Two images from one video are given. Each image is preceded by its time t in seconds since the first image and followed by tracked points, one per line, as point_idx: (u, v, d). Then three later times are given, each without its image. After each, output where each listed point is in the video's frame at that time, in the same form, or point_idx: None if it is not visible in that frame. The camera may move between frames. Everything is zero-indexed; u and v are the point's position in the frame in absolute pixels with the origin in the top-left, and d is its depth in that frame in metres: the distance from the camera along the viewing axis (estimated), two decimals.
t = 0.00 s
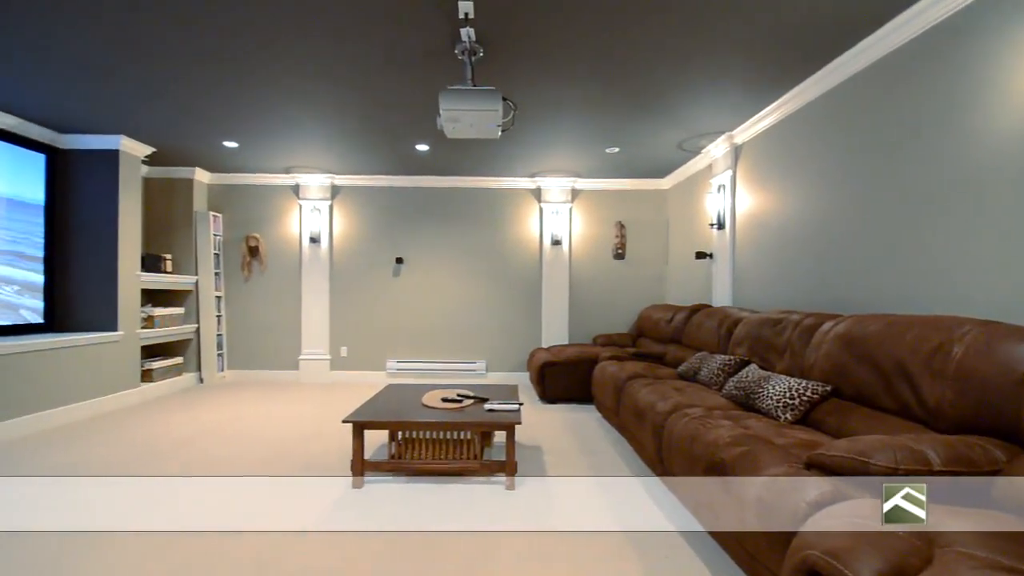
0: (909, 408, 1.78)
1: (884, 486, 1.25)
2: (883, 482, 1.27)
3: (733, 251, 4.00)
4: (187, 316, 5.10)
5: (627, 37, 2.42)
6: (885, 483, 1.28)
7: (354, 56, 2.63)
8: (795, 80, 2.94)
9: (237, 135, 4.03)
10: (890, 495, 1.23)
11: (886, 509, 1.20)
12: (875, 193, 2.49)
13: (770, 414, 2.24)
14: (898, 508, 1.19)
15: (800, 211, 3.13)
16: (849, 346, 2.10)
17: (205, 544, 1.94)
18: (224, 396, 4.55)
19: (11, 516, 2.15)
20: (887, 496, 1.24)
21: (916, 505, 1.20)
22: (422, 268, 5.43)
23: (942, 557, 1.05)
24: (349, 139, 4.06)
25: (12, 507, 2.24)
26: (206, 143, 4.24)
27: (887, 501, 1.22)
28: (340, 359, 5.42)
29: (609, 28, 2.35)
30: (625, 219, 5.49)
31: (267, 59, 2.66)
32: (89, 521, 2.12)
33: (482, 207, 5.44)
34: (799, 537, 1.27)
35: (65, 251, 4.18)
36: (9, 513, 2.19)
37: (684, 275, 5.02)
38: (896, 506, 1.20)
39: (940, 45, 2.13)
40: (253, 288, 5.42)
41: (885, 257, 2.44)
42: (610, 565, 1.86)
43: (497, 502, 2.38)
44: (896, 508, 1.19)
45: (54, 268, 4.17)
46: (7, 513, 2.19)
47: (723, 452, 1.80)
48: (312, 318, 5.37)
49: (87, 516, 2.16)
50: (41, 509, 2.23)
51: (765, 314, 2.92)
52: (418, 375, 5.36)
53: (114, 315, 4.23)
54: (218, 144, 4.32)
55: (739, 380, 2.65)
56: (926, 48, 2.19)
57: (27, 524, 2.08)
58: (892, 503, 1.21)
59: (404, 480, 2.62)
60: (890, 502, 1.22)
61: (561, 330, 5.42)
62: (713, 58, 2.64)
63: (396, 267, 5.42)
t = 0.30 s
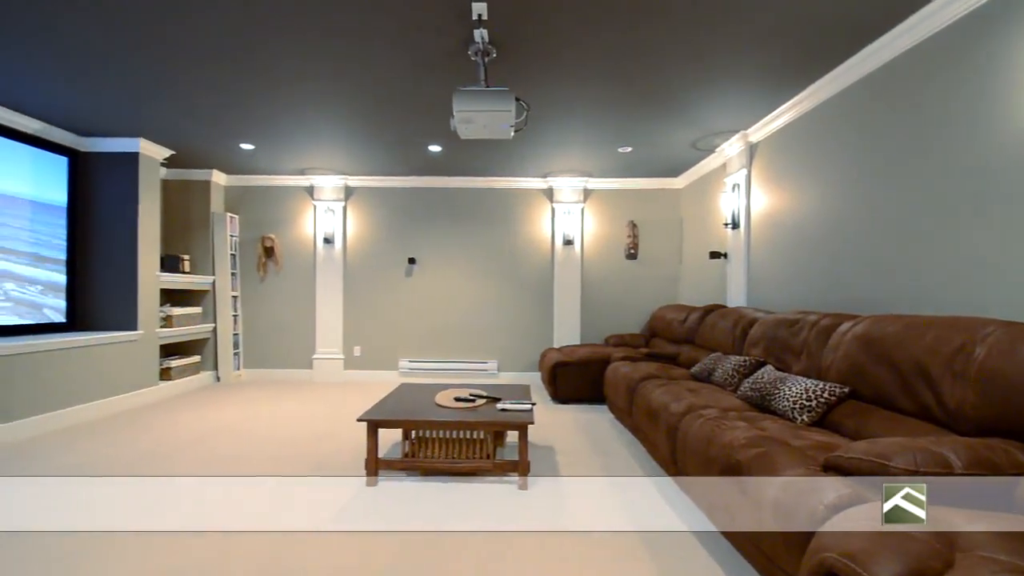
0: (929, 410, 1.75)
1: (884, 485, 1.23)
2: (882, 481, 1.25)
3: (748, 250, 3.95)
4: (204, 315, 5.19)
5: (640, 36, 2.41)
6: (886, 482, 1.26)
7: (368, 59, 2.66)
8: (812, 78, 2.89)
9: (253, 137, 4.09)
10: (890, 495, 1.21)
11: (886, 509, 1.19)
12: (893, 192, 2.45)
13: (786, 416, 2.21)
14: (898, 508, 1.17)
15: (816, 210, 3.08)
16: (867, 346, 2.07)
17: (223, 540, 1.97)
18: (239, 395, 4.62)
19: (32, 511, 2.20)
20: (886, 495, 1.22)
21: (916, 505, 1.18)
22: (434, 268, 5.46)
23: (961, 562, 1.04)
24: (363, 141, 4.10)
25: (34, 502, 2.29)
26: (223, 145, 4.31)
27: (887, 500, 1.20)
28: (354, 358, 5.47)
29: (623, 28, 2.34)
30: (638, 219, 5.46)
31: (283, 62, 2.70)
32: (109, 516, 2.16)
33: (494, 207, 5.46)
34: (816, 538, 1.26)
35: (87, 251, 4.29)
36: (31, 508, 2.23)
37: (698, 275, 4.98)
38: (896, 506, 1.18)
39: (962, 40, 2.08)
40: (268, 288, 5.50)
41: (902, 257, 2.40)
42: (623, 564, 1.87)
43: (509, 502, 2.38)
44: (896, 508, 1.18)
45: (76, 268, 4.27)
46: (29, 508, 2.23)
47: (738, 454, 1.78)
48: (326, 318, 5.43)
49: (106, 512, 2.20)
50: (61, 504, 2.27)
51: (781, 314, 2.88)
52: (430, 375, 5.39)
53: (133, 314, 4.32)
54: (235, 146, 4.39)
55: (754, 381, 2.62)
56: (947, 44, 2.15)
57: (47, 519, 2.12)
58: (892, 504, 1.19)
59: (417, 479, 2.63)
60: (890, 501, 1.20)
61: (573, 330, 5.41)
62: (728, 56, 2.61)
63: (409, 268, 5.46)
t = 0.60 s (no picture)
0: (949, 414, 1.71)
1: (884, 486, 1.24)
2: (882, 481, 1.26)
3: (762, 250, 3.91)
4: (220, 315, 5.27)
5: (653, 35, 2.40)
6: (887, 482, 1.26)
7: (381, 61, 2.68)
8: (827, 76, 2.85)
9: (267, 139, 4.13)
10: (891, 496, 1.22)
11: (887, 509, 1.21)
12: (909, 190, 2.41)
13: (801, 418, 2.19)
14: (897, 508, 1.19)
15: (830, 209, 3.04)
16: (884, 347, 2.03)
17: (239, 537, 2.00)
18: (253, 393, 4.69)
19: (53, 508, 2.24)
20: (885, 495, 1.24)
21: (916, 505, 1.18)
22: (445, 268, 5.48)
23: (981, 566, 1.02)
24: (375, 142, 4.13)
25: (54, 500, 2.33)
26: (238, 147, 4.38)
27: (888, 501, 1.22)
28: (366, 357, 5.52)
29: (636, 28, 2.34)
30: (649, 218, 5.43)
31: (298, 65, 2.73)
32: (127, 513, 2.20)
33: (505, 207, 5.46)
34: (834, 541, 1.26)
35: (106, 252, 4.38)
36: (52, 505, 2.28)
37: (711, 275, 4.94)
38: (896, 506, 1.20)
39: (982, 36, 2.03)
40: (282, 288, 5.57)
41: (918, 257, 2.36)
42: (634, 564, 1.86)
43: (522, 502, 2.38)
44: (895, 509, 1.19)
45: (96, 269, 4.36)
46: (50, 505, 2.28)
47: (753, 456, 1.77)
48: (339, 317, 5.49)
49: (125, 509, 2.24)
50: (81, 502, 2.31)
51: (795, 315, 2.84)
52: (442, 374, 5.42)
53: (151, 314, 4.40)
54: (250, 149, 4.46)
55: (768, 383, 2.60)
56: (966, 39, 2.10)
57: (68, 517, 2.16)
58: (893, 504, 1.21)
59: (430, 478, 2.65)
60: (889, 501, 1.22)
61: (584, 330, 5.40)
62: (741, 55, 2.59)
63: (420, 268, 5.49)
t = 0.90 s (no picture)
0: (970, 416, 1.68)
1: (883, 485, 1.27)
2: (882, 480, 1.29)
3: (776, 250, 3.87)
4: (235, 315, 5.35)
5: (665, 34, 2.39)
6: (886, 483, 1.29)
7: (394, 63, 2.70)
8: (843, 74, 2.81)
9: (280, 141, 4.17)
10: (891, 496, 1.24)
11: (887, 509, 1.24)
12: (927, 190, 2.36)
13: (816, 420, 2.16)
14: (897, 508, 1.22)
15: (846, 208, 3.00)
16: (902, 348, 2.00)
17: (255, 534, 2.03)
18: (267, 392, 4.76)
19: (72, 505, 2.28)
20: (887, 493, 1.26)
21: (916, 504, 1.19)
22: (456, 268, 5.50)
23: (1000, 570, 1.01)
24: (387, 143, 4.16)
25: (74, 497, 2.38)
26: (252, 149, 4.44)
27: (888, 501, 1.25)
28: (378, 357, 5.56)
29: (649, 28, 2.32)
30: (661, 218, 5.39)
31: (312, 67, 2.76)
32: (145, 511, 2.23)
33: (515, 208, 5.47)
34: (852, 541, 1.26)
35: (125, 252, 4.47)
36: (71, 502, 2.32)
37: (724, 275, 4.89)
38: (896, 506, 1.22)
39: (1004, 31, 1.99)
40: (296, 288, 5.63)
41: (936, 257, 2.31)
42: (647, 564, 1.86)
43: (532, 502, 2.38)
44: (895, 508, 1.22)
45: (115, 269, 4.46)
46: (70, 502, 2.32)
47: (767, 458, 1.75)
48: (352, 317, 5.54)
49: (143, 507, 2.28)
50: (99, 499, 2.35)
51: (811, 315, 2.80)
52: (453, 374, 5.44)
53: (168, 313, 4.48)
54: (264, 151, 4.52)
55: (783, 384, 2.57)
56: (987, 35, 2.05)
57: (88, 514, 2.20)
58: (893, 504, 1.23)
59: (441, 477, 2.66)
60: (889, 500, 1.24)
61: (595, 331, 5.38)
62: (755, 53, 2.56)
63: (431, 268, 5.52)
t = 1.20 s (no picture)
0: (992, 419, 1.64)
1: (883, 485, 1.31)
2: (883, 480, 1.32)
3: (791, 249, 3.82)
4: (250, 314, 5.43)
5: (678, 34, 2.37)
6: (887, 483, 1.33)
7: (406, 65, 2.72)
8: (860, 72, 2.76)
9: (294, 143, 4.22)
10: (891, 496, 1.29)
11: (888, 509, 1.29)
12: (947, 188, 2.32)
13: (833, 422, 2.13)
14: (896, 508, 1.26)
15: (862, 208, 2.95)
16: (920, 350, 1.96)
17: (271, 532, 2.07)
18: (281, 391, 4.82)
19: (92, 503, 2.33)
20: (888, 494, 1.29)
21: (915, 504, 1.22)
22: (467, 268, 5.52)
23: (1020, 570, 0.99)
24: (399, 144, 4.19)
25: (93, 495, 2.43)
26: (267, 151, 4.50)
27: (888, 501, 1.30)
28: (389, 356, 5.60)
29: (662, 28, 2.31)
30: (673, 217, 5.36)
31: (325, 70, 2.79)
32: (162, 509, 2.27)
33: (527, 208, 5.47)
34: (869, 547, 1.23)
35: (143, 253, 4.56)
36: (90, 500, 2.36)
37: (738, 275, 4.85)
38: (896, 506, 1.26)
39: None
40: (309, 288, 5.70)
41: (955, 256, 2.27)
42: (660, 564, 1.86)
43: (543, 502, 2.38)
44: (896, 508, 1.26)
45: (133, 269, 4.55)
46: (90, 499, 2.37)
47: (783, 460, 1.73)
48: (364, 317, 5.58)
49: (160, 505, 2.32)
50: (118, 497, 2.40)
51: (827, 316, 2.76)
52: (464, 374, 5.46)
53: (184, 313, 4.55)
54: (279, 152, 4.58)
55: (799, 385, 2.53)
56: (1010, 30, 2.01)
57: (108, 511, 2.24)
58: (893, 503, 1.27)
59: (453, 477, 2.67)
60: (890, 501, 1.28)
61: (606, 331, 5.36)
62: (768, 52, 2.53)
63: (442, 268, 5.55)
